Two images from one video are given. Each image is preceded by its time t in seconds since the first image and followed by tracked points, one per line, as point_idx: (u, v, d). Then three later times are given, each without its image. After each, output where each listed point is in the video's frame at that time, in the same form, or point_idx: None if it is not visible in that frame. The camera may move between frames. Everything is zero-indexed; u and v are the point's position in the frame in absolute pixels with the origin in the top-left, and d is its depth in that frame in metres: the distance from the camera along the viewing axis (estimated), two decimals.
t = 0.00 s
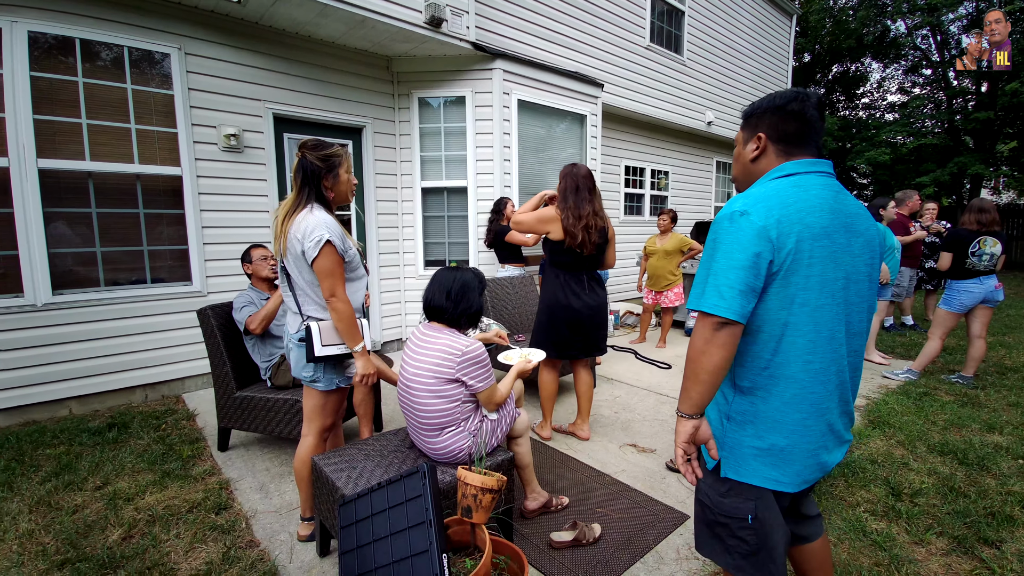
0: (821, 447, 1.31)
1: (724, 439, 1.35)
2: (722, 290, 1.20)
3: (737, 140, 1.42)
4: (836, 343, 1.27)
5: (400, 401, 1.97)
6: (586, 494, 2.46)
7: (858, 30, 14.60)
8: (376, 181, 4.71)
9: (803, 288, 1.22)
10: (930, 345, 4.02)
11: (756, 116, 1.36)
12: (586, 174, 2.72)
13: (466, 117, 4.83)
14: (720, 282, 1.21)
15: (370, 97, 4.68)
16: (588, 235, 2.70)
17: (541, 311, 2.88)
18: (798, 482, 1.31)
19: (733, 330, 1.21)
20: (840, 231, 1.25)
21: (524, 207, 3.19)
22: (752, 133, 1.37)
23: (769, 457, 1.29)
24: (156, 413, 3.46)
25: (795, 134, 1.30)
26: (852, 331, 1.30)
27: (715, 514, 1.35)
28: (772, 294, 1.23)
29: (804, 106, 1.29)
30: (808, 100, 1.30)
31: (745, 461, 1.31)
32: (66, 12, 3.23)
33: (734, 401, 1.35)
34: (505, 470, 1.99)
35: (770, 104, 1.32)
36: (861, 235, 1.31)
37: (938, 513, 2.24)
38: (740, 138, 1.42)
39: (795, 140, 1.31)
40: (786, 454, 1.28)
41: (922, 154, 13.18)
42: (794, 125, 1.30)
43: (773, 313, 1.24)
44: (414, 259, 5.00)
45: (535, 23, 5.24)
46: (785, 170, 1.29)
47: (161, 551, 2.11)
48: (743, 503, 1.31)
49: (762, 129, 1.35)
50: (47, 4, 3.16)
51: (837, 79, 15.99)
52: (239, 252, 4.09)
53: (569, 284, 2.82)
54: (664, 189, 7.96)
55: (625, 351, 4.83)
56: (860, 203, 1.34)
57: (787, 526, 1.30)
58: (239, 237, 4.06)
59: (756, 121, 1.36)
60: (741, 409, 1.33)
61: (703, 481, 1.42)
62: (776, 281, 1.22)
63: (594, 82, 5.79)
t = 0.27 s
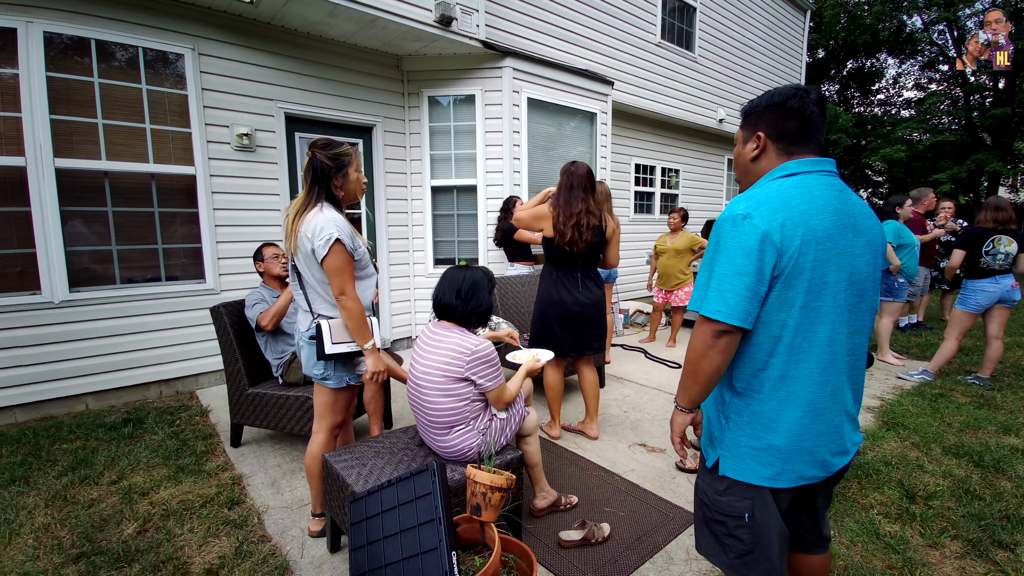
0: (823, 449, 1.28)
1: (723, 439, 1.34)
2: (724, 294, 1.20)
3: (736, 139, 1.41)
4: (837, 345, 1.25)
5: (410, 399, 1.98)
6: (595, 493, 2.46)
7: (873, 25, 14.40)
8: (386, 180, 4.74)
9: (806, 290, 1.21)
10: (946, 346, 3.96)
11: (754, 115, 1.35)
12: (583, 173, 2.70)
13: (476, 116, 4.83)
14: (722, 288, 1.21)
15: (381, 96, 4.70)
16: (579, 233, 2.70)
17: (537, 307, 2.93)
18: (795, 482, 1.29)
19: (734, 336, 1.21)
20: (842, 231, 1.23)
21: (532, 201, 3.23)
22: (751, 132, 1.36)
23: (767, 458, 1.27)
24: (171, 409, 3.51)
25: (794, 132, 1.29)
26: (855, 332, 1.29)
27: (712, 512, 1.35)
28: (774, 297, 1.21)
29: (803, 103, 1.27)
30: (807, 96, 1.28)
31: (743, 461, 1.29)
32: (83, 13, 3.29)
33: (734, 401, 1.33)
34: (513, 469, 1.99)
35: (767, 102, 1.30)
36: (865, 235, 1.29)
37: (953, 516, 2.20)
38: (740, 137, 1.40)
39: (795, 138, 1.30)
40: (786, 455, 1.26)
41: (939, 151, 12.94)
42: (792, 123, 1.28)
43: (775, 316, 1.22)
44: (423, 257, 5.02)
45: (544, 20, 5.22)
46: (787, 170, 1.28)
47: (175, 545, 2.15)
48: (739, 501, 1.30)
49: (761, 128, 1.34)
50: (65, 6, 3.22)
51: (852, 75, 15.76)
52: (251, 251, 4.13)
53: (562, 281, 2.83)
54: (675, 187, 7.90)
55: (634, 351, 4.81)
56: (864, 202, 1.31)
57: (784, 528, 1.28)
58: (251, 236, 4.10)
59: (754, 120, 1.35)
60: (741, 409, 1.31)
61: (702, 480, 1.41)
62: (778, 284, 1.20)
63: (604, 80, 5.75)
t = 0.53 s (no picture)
0: (830, 450, 1.28)
1: (730, 438, 1.33)
2: (731, 296, 1.19)
3: (745, 138, 1.40)
4: (846, 347, 1.25)
5: (419, 398, 1.99)
6: (604, 492, 2.45)
7: (886, 21, 14.23)
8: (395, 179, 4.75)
9: (815, 292, 1.19)
10: (959, 346, 3.91)
11: (764, 114, 1.34)
12: (581, 171, 2.69)
13: (484, 114, 4.83)
14: (728, 290, 1.20)
15: (389, 95, 4.71)
16: (573, 231, 2.69)
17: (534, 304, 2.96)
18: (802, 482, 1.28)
19: (738, 337, 1.21)
20: (853, 233, 1.22)
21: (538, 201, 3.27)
22: (761, 130, 1.35)
23: (774, 458, 1.26)
24: (183, 406, 3.55)
25: (805, 130, 1.27)
26: (864, 334, 1.28)
27: (720, 511, 1.34)
28: (783, 300, 1.20)
29: (814, 101, 1.26)
30: (819, 94, 1.27)
31: (748, 461, 1.29)
32: (97, 14, 3.33)
33: (740, 401, 1.33)
34: (522, 468, 1.99)
35: (777, 100, 1.29)
36: (876, 236, 1.28)
37: (966, 518, 2.17)
38: (750, 136, 1.39)
39: (805, 137, 1.28)
40: (792, 456, 1.25)
41: (953, 148, 12.75)
42: (803, 121, 1.27)
43: (784, 318, 1.22)
44: (432, 256, 5.03)
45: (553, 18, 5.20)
46: (797, 169, 1.26)
47: (188, 540, 2.18)
48: (747, 501, 1.29)
49: (771, 126, 1.33)
50: (79, 7, 3.26)
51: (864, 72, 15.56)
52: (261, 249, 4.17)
53: (557, 279, 2.84)
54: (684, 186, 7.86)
55: (643, 350, 4.80)
56: (876, 202, 1.30)
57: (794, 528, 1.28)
58: (261, 234, 4.13)
59: (764, 119, 1.34)
60: (748, 410, 1.31)
61: (708, 478, 1.40)
62: (787, 286, 1.19)
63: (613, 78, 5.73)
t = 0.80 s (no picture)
0: (843, 452, 1.26)
1: (739, 439, 1.33)
2: (737, 298, 1.18)
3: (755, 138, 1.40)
4: (857, 348, 1.23)
5: (429, 397, 1.99)
6: (612, 493, 2.45)
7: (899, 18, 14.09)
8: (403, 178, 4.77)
9: (825, 293, 1.18)
10: (974, 348, 3.87)
11: (772, 115, 1.33)
12: (581, 171, 2.71)
13: (493, 113, 4.83)
14: (734, 291, 1.19)
15: (398, 95, 4.73)
16: (569, 229, 2.68)
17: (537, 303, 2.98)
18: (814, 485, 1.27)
19: (746, 338, 1.20)
20: (865, 233, 1.20)
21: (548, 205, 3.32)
22: (769, 131, 1.34)
23: (784, 460, 1.25)
24: (195, 403, 3.59)
25: (812, 130, 1.26)
26: (875, 336, 1.27)
27: (731, 513, 1.33)
28: (791, 301, 1.19)
29: (821, 101, 1.23)
30: (828, 92, 1.24)
31: (758, 462, 1.28)
32: (111, 16, 3.37)
33: (750, 403, 1.32)
34: (531, 468, 1.99)
35: (784, 100, 1.28)
36: (889, 236, 1.26)
37: (979, 522, 2.15)
38: (759, 136, 1.39)
39: (813, 137, 1.26)
40: (802, 458, 1.24)
41: (968, 146, 12.56)
42: (810, 122, 1.25)
43: (793, 319, 1.21)
44: (440, 255, 5.04)
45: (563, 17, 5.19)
46: (807, 169, 1.25)
47: (200, 536, 2.20)
48: (758, 503, 1.28)
49: (778, 127, 1.32)
50: (93, 9, 3.31)
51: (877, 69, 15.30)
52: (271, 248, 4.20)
53: (557, 277, 2.85)
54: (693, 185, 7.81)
55: (651, 350, 4.78)
56: (888, 201, 1.28)
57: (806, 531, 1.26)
58: (271, 233, 4.16)
59: (773, 119, 1.33)
60: (758, 411, 1.30)
61: (719, 480, 1.39)
62: (795, 287, 1.18)
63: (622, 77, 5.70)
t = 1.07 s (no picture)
0: (858, 456, 1.24)
1: (752, 441, 1.32)
2: (746, 299, 1.17)
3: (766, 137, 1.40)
4: (871, 350, 1.21)
5: (438, 397, 2.00)
6: (620, 493, 2.44)
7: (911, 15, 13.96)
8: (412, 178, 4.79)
9: (837, 294, 1.17)
10: (988, 350, 3.82)
11: (784, 114, 1.32)
12: (586, 169, 2.73)
13: (501, 112, 4.83)
14: (743, 292, 1.18)
15: (407, 94, 4.74)
16: (571, 226, 2.70)
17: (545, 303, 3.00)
18: (828, 489, 1.25)
19: (756, 339, 1.19)
20: (879, 233, 1.19)
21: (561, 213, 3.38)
22: (780, 130, 1.34)
23: (797, 463, 1.24)
24: (205, 401, 3.63)
25: (823, 129, 1.24)
26: (891, 337, 1.25)
27: (745, 516, 1.32)
28: (802, 302, 1.18)
29: (833, 99, 1.21)
30: (841, 90, 1.22)
31: (771, 465, 1.27)
32: (124, 17, 3.41)
33: (762, 405, 1.31)
34: (540, 467, 1.99)
35: (794, 99, 1.28)
36: (905, 235, 1.24)
37: (993, 525, 2.12)
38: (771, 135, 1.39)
39: (824, 136, 1.25)
40: (816, 461, 1.23)
41: (981, 145, 12.38)
42: (821, 121, 1.24)
43: (804, 321, 1.20)
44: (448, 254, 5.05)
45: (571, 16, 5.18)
46: (818, 168, 1.24)
47: (210, 533, 2.23)
48: (772, 507, 1.27)
49: (789, 126, 1.31)
50: (107, 11, 3.35)
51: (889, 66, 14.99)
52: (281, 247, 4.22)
53: (561, 275, 2.86)
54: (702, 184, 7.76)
55: (659, 350, 4.76)
56: (906, 199, 1.26)
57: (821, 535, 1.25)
58: (280, 233, 4.19)
59: (784, 118, 1.32)
60: (770, 413, 1.29)
61: (732, 483, 1.38)
62: (806, 288, 1.17)
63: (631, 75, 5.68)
